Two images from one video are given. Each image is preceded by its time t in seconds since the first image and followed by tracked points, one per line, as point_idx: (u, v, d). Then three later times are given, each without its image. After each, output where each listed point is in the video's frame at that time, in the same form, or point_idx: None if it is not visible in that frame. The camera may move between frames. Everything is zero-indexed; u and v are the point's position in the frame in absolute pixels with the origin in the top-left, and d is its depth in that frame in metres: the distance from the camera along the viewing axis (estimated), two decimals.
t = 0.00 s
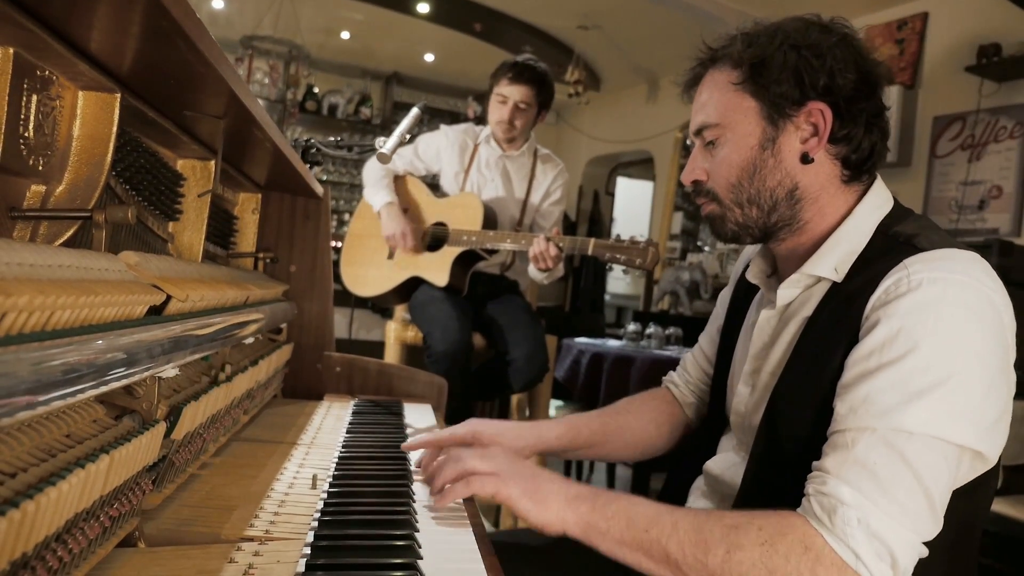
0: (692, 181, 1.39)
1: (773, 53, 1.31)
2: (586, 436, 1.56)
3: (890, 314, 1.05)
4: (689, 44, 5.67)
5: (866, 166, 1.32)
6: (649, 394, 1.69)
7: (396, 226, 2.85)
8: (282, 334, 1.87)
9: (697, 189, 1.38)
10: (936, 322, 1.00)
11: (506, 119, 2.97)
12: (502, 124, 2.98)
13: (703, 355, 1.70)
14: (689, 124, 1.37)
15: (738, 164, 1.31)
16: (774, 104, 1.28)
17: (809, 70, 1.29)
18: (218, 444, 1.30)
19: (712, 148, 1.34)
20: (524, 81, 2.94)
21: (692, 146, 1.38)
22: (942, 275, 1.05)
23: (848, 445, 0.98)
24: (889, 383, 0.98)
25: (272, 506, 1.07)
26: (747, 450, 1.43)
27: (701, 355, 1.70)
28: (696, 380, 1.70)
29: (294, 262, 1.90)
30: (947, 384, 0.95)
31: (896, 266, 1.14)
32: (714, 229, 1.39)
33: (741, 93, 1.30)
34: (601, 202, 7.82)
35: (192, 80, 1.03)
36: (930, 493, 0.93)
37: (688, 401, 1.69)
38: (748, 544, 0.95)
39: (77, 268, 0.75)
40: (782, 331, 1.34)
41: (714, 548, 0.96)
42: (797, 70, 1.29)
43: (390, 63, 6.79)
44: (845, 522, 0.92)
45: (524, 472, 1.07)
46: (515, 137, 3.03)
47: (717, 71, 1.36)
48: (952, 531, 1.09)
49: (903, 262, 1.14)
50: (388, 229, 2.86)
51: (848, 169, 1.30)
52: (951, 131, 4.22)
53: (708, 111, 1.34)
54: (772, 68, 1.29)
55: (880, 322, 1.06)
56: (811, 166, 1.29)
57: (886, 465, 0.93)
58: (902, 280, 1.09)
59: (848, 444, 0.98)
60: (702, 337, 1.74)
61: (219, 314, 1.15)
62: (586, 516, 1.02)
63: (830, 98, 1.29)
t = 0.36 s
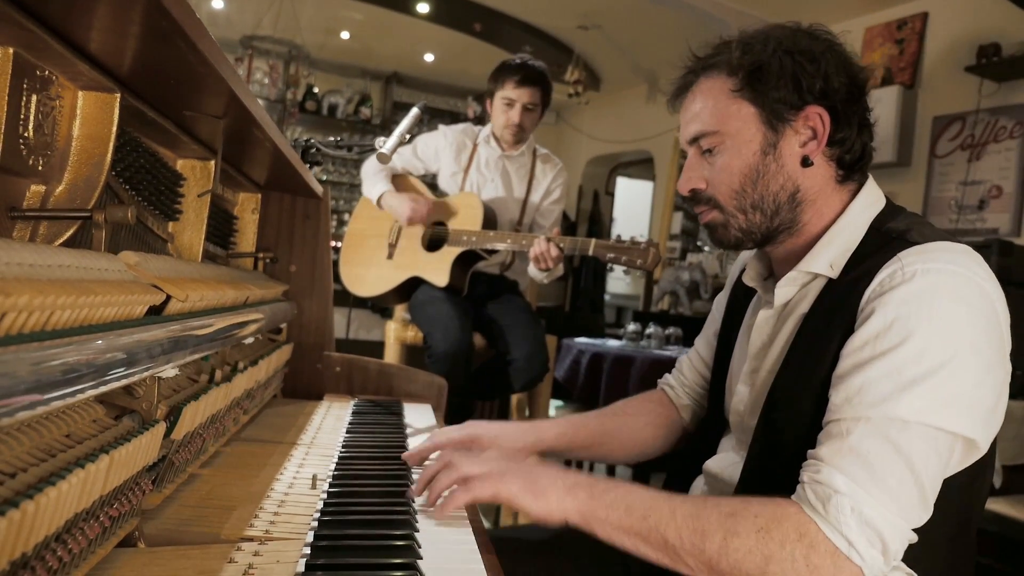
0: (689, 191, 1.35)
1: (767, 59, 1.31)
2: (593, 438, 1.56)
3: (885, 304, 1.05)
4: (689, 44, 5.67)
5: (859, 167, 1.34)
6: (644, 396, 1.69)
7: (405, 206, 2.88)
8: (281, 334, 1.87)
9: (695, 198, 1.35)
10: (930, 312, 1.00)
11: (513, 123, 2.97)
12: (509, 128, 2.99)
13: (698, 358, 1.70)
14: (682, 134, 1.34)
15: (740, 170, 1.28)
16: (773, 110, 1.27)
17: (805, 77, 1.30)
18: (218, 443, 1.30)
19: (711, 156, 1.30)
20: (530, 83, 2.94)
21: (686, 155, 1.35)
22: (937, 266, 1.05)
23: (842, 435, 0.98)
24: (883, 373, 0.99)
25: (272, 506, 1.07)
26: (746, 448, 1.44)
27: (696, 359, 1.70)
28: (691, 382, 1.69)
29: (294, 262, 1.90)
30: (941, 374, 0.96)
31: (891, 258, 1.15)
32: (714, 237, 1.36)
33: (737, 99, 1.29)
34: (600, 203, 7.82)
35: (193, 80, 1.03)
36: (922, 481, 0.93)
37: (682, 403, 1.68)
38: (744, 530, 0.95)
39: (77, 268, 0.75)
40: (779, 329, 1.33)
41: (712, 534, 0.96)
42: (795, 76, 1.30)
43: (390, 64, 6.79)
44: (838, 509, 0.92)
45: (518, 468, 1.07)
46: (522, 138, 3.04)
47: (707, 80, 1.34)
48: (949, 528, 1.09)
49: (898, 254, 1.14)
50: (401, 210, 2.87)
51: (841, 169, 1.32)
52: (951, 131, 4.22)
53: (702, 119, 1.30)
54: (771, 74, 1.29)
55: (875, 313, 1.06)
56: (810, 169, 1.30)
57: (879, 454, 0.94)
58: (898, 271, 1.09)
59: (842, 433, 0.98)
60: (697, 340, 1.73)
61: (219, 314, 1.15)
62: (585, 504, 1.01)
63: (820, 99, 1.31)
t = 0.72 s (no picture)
0: (693, 193, 1.34)
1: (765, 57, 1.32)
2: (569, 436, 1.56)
3: (888, 299, 1.05)
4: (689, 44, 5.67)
5: (853, 163, 1.36)
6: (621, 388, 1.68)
7: (395, 223, 2.88)
8: (281, 334, 1.87)
9: (700, 200, 1.34)
10: (934, 308, 1.01)
11: (506, 120, 2.97)
12: (502, 125, 2.99)
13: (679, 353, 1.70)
14: (683, 137, 1.33)
15: (746, 168, 1.28)
16: (775, 107, 1.28)
17: (803, 71, 1.32)
18: (218, 443, 1.30)
19: (715, 157, 1.29)
20: (521, 80, 2.94)
21: (686, 159, 1.33)
22: (939, 261, 1.05)
23: (845, 432, 0.98)
24: (886, 369, 0.99)
25: (271, 507, 1.07)
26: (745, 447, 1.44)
27: (679, 353, 1.70)
28: (671, 376, 1.68)
29: (293, 263, 1.89)
30: (943, 369, 0.97)
31: (893, 254, 1.14)
32: (720, 239, 1.35)
33: (738, 98, 1.29)
34: (600, 202, 7.83)
35: (193, 81, 1.03)
36: (923, 477, 0.94)
37: (659, 396, 1.67)
38: (747, 530, 0.95)
39: (76, 268, 0.75)
40: (777, 327, 1.33)
41: (720, 537, 0.95)
42: (793, 73, 1.31)
43: (389, 64, 6.80)
44: (841, 507, 0.93)
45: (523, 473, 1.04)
46: (516, 137, 3.04)
47: (705, 81, 1.33)
48: (946, 525, 1.10)
49: (900, 249, 1.14)
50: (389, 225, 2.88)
51: (840, 164, 1.34)
52: (951, 131, 4.22)
53: (703, 121, 1.29)
54: (771, 71, 1.30)
55: (878, 308, 1.06)
56: (813, 163, 1.31)
57: (882, 451, 0.95)
58: (900, 267, 1.09)
59: (845, 430, 0.98)
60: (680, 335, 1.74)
61: (219, 314, 1.15)
62: (594, 513, 0.99)
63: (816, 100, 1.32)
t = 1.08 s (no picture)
0: (683, 190, 1.35)
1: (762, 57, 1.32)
2: (540, 412, 1.55)
3: (877, 284, 1.06)
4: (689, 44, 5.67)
5: (843, 159, 1.36)
6: (593, 364, 1.68)
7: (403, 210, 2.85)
8: (281, 334, 1.87)
9: (689, 196, 1.35)
10: (921, 289, 1.02)
11: (502, 120, 2.98)
12: (498, 125, 2.99)
13: (660, 334, 1.71)
14: (671, 136, 1.34)
15: (732, 165, 1.28)
16: (761, 104, 1.28)
17: (788, 72, 1.31)
18: (218, 443, 1.30)
19: (702, 154, 1.30)
20: (518, 80, 2.92)
21: (676, 157, 1.35)
22: (926, 246, 1.07)
23: (836, 413, 0.98)
24: (876, 350, 0.99)
25: (271, 507, 1.07)
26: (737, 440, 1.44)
27: (658, 334, 1.71)
28: (646, 355, 1.69)
29: (293, 263, 1.90)
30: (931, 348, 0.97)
31: (880, 241, 1.16)
32: (709, 235, 1.36)
33: (724, 97, 1.29)
34: (600, 203, 7.83)
35: (193, 81, 1.03)
36: (914, 455, 0.94)
37: (631, 373, 1.67)
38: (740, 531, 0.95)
39: (76, 268, 0.75)
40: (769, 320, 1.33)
41: (715, 513, 0.95)
42: (777, 73, 1.30)
43: (389, 64, 6.80)
44: (834, 486, 0.93)
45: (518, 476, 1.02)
46: (513, 137, 3.04)
47: (694, 80, 1.34)
48: (937, 516, 1.10)
49: (887, 237, 1.15)
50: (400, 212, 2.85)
51: (827, 161, 1.33)
52: (950, 132, 4.22)
53: (692, 120, 1.30)
54: (755, 72, 1.30)
55: (867, 292, 1.07)
56: (799, 160, 1.31)
57: (873, 429, 0.94)
58: (889, 253, 1.10)
59: (836, 411, 0.98)
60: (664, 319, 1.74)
61: (218, 314, 1.15)
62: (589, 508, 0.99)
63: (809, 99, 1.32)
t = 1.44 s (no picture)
0: (686, 194, 1.35)
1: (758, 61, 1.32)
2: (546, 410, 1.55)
3: (880, 269, 1.07)
4: (688, 44, 5.67)
5: (840, 156, 1.37)
6: (587, 359, 1.66)
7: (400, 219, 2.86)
8: (280, 335, 1.87)
9: (693, 200, 1.35)
10: (923, 273, 1.03)
11: (501, 119, 2.98)
12: (497, 124, 3.00)
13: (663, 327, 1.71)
14: (671, 142, 1.34)
15: (733, 167, 1.29)
16: (757, 106, 1.28)
17: (783, 72, 1.31)
18: (216, 444, 1.30)
19: (702, 158, 1.30)
20: (517, 80, 2.93)
21: (676, 161, 1.35)
22: (927, 234, 1.08)
23: (835, 392, 0.98)
24: (877, 331, 1.00)
25: (269, 507, 1.07)
26: (733, 428, 1.44)
27: (661, 327, 1.71)
28: (646, 347, 1.69)
29: (292, 263, 1.90)
30: (932, 331, 0.98)
31: (883, 232, 1.17)
32: (714, 236, 1.36)
33: (722, 101, 1.29)
34: (598, 203, 7.84)
35: (192, 81, 1.03)
36: (913, 436, 0.94)
37: (631, 364, 1.67)
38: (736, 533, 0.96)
39: (74, 268, 0.74)
40: (769, 308, 1.34)
41: (710, 502, 0.95)
42: (775, 74, 1.30)
43: (388, 64, 6.80)
44: (832, 463, 0.93)
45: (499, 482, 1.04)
46: (511, 137, 3.04)
47: (690, 87, 1.34)
48: (933, 509, 1.11)
49: (890, 226, 1.17)
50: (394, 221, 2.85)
51: (825, 158, 1.34)
52: (949, 132, 4.23)
53: (690, 125, 1.30)
54: (751, 75, 1.30)
55: (869, 278, 1.08)
56: (797, 159, 1.31)
57: (873, 407, 0.95)
58: (891, 240, 1.11)
59: (836, 390, 0.98)
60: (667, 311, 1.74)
61: (216, 315, 1.15)
62: (582, 500, 1.00)
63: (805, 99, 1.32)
